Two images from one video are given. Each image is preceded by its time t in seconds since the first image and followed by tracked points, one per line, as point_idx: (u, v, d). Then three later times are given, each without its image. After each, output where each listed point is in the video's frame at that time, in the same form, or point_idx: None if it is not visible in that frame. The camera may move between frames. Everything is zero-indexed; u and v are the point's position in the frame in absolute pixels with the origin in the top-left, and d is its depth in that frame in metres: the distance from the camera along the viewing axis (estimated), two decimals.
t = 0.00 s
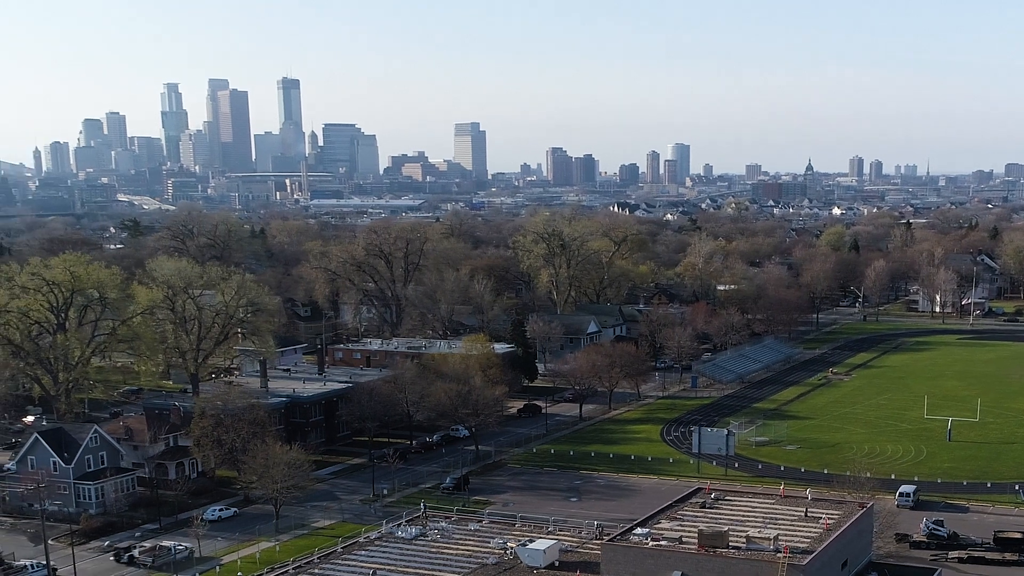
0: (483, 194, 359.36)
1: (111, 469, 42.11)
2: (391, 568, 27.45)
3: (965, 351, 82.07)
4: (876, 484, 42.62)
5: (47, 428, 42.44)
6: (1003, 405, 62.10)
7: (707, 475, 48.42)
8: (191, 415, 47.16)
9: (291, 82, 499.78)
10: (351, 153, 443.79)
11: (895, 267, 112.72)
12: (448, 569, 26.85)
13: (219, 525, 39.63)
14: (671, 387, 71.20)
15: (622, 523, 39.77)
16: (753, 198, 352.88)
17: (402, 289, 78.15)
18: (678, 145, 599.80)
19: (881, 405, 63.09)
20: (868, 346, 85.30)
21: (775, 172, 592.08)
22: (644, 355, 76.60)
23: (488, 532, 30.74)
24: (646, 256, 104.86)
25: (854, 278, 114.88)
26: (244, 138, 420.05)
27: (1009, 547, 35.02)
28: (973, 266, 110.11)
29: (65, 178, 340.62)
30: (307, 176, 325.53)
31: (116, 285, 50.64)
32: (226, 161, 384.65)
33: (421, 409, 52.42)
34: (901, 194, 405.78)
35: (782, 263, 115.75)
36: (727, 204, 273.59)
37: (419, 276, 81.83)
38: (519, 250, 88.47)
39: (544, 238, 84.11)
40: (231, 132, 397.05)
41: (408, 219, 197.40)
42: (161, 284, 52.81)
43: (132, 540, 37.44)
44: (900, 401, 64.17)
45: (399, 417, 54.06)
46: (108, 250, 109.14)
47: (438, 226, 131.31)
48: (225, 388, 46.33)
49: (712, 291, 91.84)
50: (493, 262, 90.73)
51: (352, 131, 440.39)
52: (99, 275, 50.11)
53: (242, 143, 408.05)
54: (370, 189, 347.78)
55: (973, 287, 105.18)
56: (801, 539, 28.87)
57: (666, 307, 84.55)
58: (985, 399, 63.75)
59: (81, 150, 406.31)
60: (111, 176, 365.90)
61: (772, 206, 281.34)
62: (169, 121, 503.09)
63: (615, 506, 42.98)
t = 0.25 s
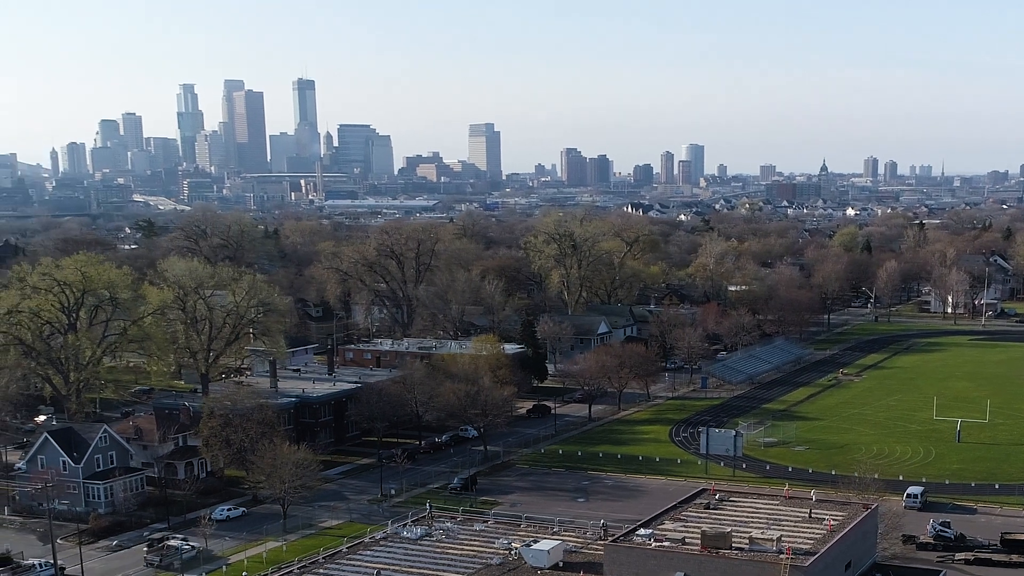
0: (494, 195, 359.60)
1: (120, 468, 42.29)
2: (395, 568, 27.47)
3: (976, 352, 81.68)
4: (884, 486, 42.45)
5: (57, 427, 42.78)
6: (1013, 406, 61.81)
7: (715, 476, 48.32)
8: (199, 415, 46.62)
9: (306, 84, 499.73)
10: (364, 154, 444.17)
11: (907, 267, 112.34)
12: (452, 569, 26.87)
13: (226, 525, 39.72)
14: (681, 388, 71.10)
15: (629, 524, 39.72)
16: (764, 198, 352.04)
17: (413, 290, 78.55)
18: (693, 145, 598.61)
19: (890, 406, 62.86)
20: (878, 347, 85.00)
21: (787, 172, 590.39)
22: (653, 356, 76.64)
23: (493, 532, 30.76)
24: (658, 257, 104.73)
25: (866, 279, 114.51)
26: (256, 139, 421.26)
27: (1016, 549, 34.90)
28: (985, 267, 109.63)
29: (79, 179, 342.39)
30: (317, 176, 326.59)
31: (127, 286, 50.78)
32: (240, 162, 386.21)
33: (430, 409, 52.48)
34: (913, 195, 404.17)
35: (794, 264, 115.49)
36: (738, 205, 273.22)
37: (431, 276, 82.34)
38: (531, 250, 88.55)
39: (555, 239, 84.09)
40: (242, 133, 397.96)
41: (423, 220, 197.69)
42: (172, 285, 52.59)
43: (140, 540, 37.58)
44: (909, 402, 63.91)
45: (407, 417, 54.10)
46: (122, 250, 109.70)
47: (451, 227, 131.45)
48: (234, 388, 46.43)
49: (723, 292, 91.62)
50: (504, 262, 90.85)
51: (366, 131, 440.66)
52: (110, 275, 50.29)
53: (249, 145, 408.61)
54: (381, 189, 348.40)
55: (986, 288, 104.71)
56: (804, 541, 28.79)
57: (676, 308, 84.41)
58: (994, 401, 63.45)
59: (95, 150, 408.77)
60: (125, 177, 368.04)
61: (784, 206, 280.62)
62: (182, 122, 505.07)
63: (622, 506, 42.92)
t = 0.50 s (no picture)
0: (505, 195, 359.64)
1: (129, 468, 42.38)
2: (399, 568, 27.52)
3: (987, 354, 81.37)
4: (891, 487, 42.39)
5: (65, 427, 42.76)
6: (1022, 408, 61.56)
7: (722, 477, 48.27)
8: (208, 415, 47.10)
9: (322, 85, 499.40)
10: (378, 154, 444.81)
11: (919, 268, 111.93)
12: (456, 569, 26.89)
13: (234, 524, 39.86)
14: (690, 388, 71.01)
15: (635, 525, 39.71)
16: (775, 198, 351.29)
17: (424, 290, 78.74)
18: (710, 146, 596.91)
19: (899, 407, 62.69)
20: (889, 348, 84.72)
21: (798, 173, 589.19)
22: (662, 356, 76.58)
23: (498, 532, 30.81)
24: (669, 258, 104.57)
25: (877, 280, 114.19)
26: (267, 140, 422.32)
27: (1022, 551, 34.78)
28: (998, 268, 109.15)
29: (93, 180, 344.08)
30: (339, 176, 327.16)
31: (137, 286, 50.81)
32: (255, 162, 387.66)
33: (438, 409, 52.57)
34: (925, 196, 402.62)
35: (805, 265, 115.19)
36: (750, 207, 272.81)
37: (442, 277, 82.53)
38: (542, 251, 88.58)
39: (566, 240, 84.15)
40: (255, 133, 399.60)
41: (437, 221, 197.96)
42: (182, 284, 52.82)
43: (148, 539, 37.67)
44: (918, 404, 63.73)
45: (416, 417, 54.20)
46: (136, 250, 110.11)
47: (463, 228, 131.55)
48: (242, 388, 46.52)
49: (734, 293, 91.47)
50: (515, 263, 90.93)
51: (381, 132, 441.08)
52: (119, 275, 50.35)
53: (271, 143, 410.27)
54: (392, 190, 348.76)
55: (997, 289, 104.28)
56: (808, 542, 28.75)
57: (686, 309, 84.35)
58: (1003, 402, 63.19)
59: (109, 151, 410.83)
60: (139, 177, 369.90)
61: (795, 207, 279.87)
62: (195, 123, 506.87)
63: (628, 507, 42.91)
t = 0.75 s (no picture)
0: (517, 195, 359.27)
1: (136, 467, 42.47)
2: (402, 568, 27.49)
3: (996, 354, 81.03)
4: (897, 488, 42.28)
5: (72, 426, 42.99)
6: None
7: (728, 477, 48.18)
8: (215, 414, 46.94)
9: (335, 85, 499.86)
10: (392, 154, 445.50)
11: (929, 269, 111.53)
12: (458, 569, 26.87)
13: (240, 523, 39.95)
14: (698, 389, 70.90)
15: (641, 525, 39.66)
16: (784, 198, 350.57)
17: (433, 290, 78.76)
18: (722, 146, 595.43)
19: (906, 408, 62.51)
20: (898, 349, 84.42)
21: (809, 173, 587.30)
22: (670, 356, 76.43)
23: (501, 532, 30.80)
24: (680, 258, 104.32)
25: (887, 280, 113.81)
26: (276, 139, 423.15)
27: None
28: (1008, 269, 108.66)
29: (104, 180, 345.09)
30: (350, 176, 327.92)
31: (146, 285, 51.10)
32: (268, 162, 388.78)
33: (445, 409, 52.61)
34: (936, 196, 401.22)
35: (815, 266, 114.89)
36: (760, 207, 272.38)
37: (452, 276, 82.61)
38: (551, 252, 88.54)
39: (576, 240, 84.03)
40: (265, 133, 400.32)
41: (449, 221, 198.11)
42: (191, 285, 53.31)
43: (154, 539, 37.72)
44: (925, 404, 63.54)
45: (423, 417, 54.21)
46: (147, 250, 110.41)
47: (474, 228, 131.56)
48: (249, 388, 46.74)
49: (743, 293, 91.27)
50: (525, 264, 90.92)
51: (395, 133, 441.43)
52: (128, 276, 50.62)
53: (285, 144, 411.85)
54: (402, 189, 349.00)
55: (1008, 289, 103.83)
56: (811, 543, 28.64)
57: (695, 309, 84.24)
58: (1012, 403, 62.94)
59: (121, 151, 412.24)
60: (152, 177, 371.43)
61: (806, 207, 279.02)
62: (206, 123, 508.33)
63: (634, 507, 42.86)
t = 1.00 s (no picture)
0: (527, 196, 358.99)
1: (145, 467, 42.45)
2: (406, 568, 27.55)
3: (1007, 355, 80.66)
4: (904, 489, 42.16)
5: (82, 425, 42.93)
6: None
7: (736, 478, 48.11)
8: (224, 414, 47.07)
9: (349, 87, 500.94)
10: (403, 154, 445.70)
11: (941, 269, 111.10)
12: (462, 569, 26.93)
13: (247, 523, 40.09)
14: (707, 389, 70.80)
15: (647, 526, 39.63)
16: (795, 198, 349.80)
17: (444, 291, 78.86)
18: (734, 147, 594.02)
19: (915, 409, 62.31)
20: (908, 350, 84.12)
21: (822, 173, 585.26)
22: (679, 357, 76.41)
23: (506, 532, 30.83)
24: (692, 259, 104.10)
25: (899, 281, 113.43)
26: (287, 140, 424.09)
27: None
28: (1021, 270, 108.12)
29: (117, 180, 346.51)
30: (360, 176, 328.54)
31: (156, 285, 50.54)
32: (282, 162, 390.44)
33: (454, 410, 52.67)
34: (949, 196, 399.92)
35: (827, 266, 114.58)
36: (773, 207, 272.13)
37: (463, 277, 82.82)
38: (562, 252, 88.52)
39: (586, 241, 83.92)
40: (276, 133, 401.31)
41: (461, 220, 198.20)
42: (202, 286, 53.97)
43: (162, 538, 37.84)
44: (934, 405, 63.33)
45: (431, 417, 54.25)
46: (160, 250, 110.82)
47: (485, 229, 131.56)
48: (258, 388, 46.77)
49: (753, 294, 91.07)
50: (535, 264, 90.97)
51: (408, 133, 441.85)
52: (138, 276, 50.05)
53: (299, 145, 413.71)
54: (412, 189, 349.38)
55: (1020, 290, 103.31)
56: (814, 543, 28.62)
57: (705, 310, 84.14)
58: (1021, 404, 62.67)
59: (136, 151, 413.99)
60: (168, 177, 373.79)
61: (819, 207, 278.57)
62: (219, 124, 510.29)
63: (641, 507, 42.83)
